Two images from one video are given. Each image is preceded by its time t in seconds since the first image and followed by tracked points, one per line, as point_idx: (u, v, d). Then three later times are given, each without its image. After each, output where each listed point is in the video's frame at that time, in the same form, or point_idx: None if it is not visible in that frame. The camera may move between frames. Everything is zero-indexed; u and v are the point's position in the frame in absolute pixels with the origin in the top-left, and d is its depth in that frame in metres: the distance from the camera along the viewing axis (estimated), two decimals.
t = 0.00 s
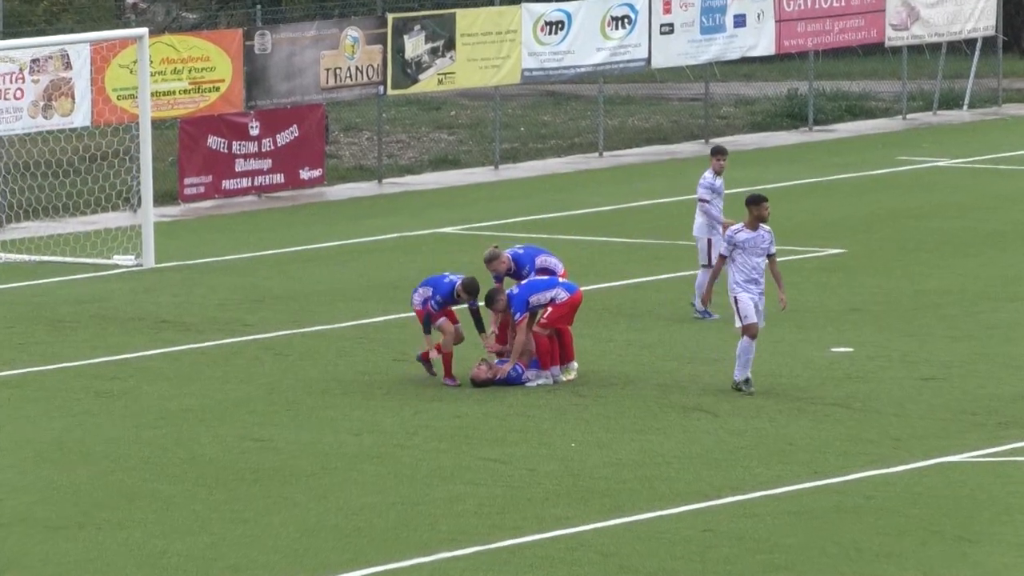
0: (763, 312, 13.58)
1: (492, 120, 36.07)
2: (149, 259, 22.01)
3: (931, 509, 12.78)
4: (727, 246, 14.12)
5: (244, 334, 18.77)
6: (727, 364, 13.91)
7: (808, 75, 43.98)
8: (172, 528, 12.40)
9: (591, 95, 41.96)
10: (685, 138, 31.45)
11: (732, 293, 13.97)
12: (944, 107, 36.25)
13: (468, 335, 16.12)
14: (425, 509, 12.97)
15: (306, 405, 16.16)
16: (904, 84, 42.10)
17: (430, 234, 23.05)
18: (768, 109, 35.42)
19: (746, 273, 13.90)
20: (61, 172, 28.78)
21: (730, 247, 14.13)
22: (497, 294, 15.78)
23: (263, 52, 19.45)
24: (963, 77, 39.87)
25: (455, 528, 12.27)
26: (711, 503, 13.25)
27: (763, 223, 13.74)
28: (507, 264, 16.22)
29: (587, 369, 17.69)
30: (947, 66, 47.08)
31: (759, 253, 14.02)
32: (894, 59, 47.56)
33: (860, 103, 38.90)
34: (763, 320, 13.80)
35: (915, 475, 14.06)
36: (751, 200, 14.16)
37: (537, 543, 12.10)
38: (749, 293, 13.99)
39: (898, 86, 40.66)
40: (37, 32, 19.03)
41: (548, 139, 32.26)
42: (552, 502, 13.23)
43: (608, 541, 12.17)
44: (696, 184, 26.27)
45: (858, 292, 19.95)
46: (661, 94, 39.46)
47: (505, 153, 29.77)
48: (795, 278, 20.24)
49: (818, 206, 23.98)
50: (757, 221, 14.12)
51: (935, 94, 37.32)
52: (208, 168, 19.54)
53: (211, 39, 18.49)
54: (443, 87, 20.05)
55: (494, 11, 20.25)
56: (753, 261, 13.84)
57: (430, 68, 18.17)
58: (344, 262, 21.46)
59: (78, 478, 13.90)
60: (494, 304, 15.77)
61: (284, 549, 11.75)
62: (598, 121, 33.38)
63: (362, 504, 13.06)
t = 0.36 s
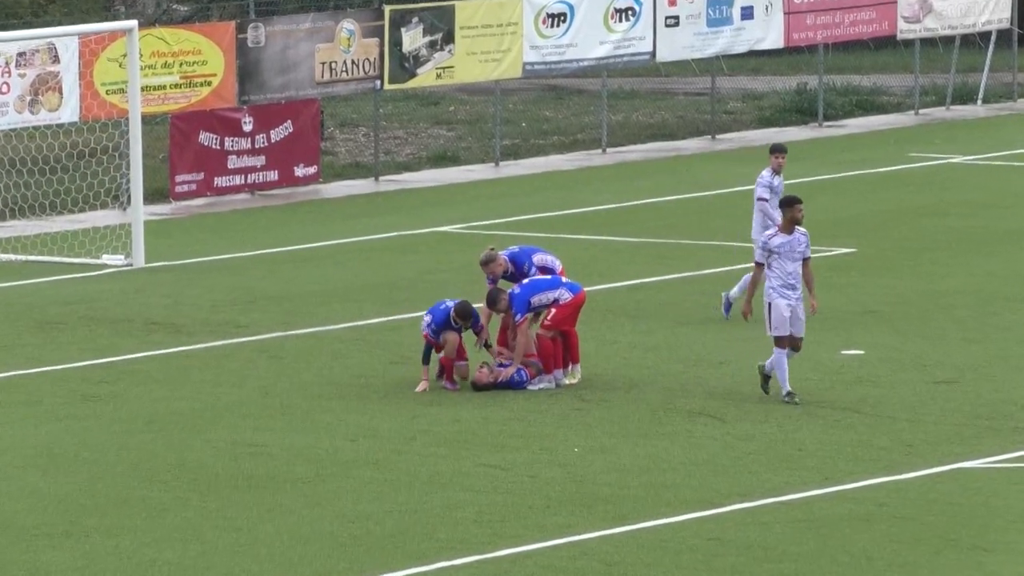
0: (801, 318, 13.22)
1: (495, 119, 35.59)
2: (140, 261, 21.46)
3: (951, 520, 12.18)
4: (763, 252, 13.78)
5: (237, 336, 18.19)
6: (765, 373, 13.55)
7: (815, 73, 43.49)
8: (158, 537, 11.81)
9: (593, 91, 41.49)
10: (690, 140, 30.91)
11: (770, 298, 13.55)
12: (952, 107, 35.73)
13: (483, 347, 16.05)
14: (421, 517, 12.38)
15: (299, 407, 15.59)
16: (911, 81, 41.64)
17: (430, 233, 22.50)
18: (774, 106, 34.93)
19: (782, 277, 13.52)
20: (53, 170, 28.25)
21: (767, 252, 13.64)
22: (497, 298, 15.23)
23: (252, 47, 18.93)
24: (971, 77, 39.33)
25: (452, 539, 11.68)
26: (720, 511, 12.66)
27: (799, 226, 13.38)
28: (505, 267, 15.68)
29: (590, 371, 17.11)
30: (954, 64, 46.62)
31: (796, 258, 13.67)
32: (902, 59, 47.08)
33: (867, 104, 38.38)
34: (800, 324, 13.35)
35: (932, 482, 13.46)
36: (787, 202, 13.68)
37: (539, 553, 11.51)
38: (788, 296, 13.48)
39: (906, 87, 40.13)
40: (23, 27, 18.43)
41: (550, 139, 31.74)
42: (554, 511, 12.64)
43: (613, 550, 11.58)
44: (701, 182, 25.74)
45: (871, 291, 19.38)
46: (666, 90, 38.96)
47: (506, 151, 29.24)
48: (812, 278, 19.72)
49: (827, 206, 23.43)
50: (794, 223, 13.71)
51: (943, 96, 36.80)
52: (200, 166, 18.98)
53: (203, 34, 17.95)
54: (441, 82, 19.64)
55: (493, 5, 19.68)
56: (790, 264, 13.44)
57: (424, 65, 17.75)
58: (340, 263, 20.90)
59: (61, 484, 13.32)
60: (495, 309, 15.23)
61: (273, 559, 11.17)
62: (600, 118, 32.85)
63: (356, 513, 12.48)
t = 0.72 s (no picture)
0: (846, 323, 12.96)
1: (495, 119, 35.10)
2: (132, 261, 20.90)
3: (968, 524, 11.67)
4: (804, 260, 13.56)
5: (229, 339, 17.69)
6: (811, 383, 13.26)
7: (819, 72, 43.02)
8: (141, 547, 11.23)
9: (595, 90, 41.00)
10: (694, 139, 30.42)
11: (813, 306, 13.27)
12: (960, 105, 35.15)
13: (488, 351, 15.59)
14: (417, 522, 11.83)
15: (292, 412, 15.02)
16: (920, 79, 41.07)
17: (427, 233, 22.01)
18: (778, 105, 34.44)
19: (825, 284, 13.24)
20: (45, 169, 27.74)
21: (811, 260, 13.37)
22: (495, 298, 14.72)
23: (245, 42, 18.48)
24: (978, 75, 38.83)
25: (449, 544, 11.08)
26: (729, 517, 12.06)
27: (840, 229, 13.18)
28: (502, 269, 15.18)
29: (592, 376, 16.54)
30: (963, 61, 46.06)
31: (838, 265, 13.45)
32: (906, 58, 46.61)
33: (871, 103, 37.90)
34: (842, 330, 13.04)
35: (950, 489, 12.86)
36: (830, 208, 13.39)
37: (540, 559, 10.91)
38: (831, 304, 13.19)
39: (911, 85, 39.65)
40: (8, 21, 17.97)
41: (551, 138, 31.24)
42: (554, 516, 12.04)
43: (617, 558, 10.98)
44: (706, 181, 25.19)
45: (879, 292, 18.88)
46: (669, 86, 38.46)
47: (505, 148, 28.72)
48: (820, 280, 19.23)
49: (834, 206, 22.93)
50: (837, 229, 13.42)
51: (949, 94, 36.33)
52: (192, 164, 18.49)
53: (193, 26, 17.42)
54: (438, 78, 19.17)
55: None
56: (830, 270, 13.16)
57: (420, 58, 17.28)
58: (336, 263, 20.40)
59: (42, 491, 12.76)
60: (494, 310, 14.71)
61: (260, 567, 10.58)
62: (602, 115, 32.32)
63: (348, 519, 11.89)
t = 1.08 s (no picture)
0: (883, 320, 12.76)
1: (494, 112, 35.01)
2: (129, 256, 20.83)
3: (968, 523, 11.60)
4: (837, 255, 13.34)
5: (225, 335, 17.60)
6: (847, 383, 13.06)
7: (818, 66, 42.95)
8: (139, 543, 11.15)
9: (593, 82, 40.92)
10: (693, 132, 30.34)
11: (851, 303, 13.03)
12: (960, 101, 35.06)
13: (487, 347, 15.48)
14: (415, 519, 11.76)
15: (290, 409, 14.92)
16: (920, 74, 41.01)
17: (425, 228, 21.92)
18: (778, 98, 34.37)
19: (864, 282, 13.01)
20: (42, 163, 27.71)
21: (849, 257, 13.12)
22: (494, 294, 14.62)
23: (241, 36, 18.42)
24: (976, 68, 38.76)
25: (446, 541, 11.01)
26: (728, 514, 11.96)
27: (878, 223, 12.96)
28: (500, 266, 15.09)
29: (592, 372, 16.45)
30: (964, 61, 46.04)
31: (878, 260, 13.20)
32: (905, 52, 46.54)
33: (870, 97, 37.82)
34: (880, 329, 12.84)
35: (949, 484, 12.77)
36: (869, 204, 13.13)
37: (536, 558, 10.82)
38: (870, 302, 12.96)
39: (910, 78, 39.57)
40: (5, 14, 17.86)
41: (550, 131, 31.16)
42: (552, 513, 11.95)
43: (614, 556, 10.89)
44: (704, 178, 25.11)
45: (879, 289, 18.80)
46: (668, 81, 38.42)
47: (503, 144, 28.66)
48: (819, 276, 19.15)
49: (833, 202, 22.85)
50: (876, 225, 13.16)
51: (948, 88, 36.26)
52: (188, 159, 18.42)
53: (190, 19, 17.33)
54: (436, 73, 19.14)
55: None
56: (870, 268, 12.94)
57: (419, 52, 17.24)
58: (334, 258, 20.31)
59: (38, 487, 12.69)
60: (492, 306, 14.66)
61: (257, 564, 10.48)
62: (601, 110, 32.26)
63: (345, 515, 11.80)
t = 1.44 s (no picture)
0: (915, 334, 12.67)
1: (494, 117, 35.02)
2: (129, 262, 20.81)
3: (971, 531, 11.55)
4: (876, 270, 13.41)
5: (224, 340, 17.57)
6: (884, 397, 13.08)
7: (817, 71, 42.97)
8: (140, 549, 11.12)
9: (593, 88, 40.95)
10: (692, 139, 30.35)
11: (884, 316, 12.96)
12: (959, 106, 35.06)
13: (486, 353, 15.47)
14: (416, 525, 11.74)
15: (289, 414, 14.90)
16: (919, 78, 41.01)
17: (425, 234, 21.93)
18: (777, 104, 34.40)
19: (898, 294, 12.92)
20: (42, 169, 27.70)
21: (878, 267, 13.03)
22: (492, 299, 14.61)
23: (240, 43, 18.47)
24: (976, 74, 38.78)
25: (446, 548, 10.97)
26: (729, 518, 11.92)
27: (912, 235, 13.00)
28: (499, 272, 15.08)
29: (592, 377, 16.41)
30: (963, 65, 46.14)
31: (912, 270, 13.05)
32: (905, 57, 46.56)
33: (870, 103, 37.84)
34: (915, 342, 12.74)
35: (949, 491, 12.74)
36: (902, 213, 13.00)
37: (537, 563, 10.78)
38: (904, 314, 12.87)
39: (910, 85, 39.55)
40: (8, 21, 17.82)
41: (550, 137, 31.15)
42: (553, 518, 11.91)
43: (615, 561, 10.85)
44: (704, 183, 25.09)
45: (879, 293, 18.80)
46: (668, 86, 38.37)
47: (504, 149, 28.64)
48: (818, 282, 19.20)
49: (834, 208, 22.86)
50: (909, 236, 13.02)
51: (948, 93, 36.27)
52: (188, 166, 18.46)
53: (191, 26, 17.32)
54: (437, 77, 19.20)
55: None
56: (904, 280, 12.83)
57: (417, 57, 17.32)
58: (332, 264, 20.29)
59: (39, 493, 12.67)
60: (490, 312, 14.67)
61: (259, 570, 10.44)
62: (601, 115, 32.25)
63: (346, 521, 11.77)
